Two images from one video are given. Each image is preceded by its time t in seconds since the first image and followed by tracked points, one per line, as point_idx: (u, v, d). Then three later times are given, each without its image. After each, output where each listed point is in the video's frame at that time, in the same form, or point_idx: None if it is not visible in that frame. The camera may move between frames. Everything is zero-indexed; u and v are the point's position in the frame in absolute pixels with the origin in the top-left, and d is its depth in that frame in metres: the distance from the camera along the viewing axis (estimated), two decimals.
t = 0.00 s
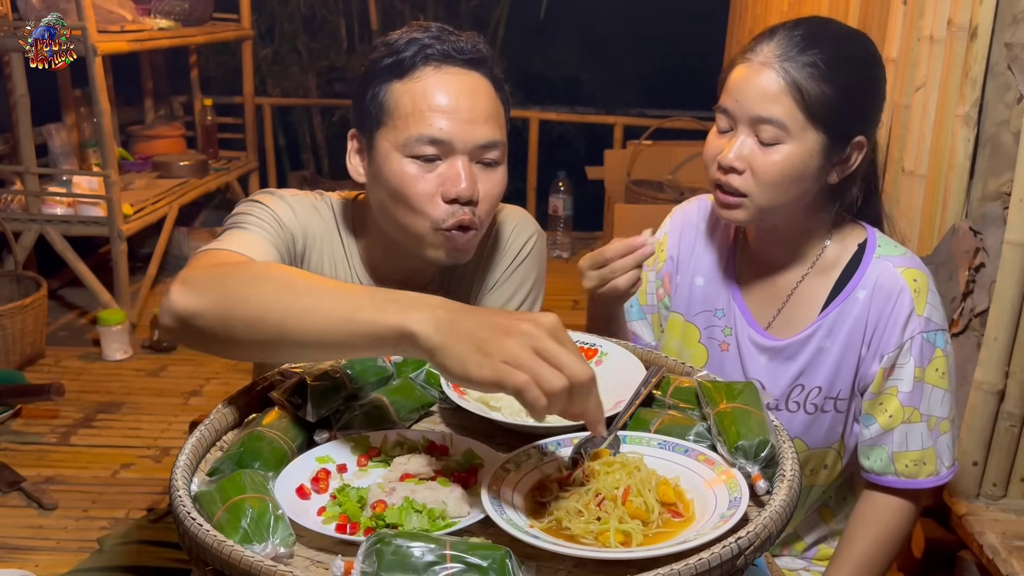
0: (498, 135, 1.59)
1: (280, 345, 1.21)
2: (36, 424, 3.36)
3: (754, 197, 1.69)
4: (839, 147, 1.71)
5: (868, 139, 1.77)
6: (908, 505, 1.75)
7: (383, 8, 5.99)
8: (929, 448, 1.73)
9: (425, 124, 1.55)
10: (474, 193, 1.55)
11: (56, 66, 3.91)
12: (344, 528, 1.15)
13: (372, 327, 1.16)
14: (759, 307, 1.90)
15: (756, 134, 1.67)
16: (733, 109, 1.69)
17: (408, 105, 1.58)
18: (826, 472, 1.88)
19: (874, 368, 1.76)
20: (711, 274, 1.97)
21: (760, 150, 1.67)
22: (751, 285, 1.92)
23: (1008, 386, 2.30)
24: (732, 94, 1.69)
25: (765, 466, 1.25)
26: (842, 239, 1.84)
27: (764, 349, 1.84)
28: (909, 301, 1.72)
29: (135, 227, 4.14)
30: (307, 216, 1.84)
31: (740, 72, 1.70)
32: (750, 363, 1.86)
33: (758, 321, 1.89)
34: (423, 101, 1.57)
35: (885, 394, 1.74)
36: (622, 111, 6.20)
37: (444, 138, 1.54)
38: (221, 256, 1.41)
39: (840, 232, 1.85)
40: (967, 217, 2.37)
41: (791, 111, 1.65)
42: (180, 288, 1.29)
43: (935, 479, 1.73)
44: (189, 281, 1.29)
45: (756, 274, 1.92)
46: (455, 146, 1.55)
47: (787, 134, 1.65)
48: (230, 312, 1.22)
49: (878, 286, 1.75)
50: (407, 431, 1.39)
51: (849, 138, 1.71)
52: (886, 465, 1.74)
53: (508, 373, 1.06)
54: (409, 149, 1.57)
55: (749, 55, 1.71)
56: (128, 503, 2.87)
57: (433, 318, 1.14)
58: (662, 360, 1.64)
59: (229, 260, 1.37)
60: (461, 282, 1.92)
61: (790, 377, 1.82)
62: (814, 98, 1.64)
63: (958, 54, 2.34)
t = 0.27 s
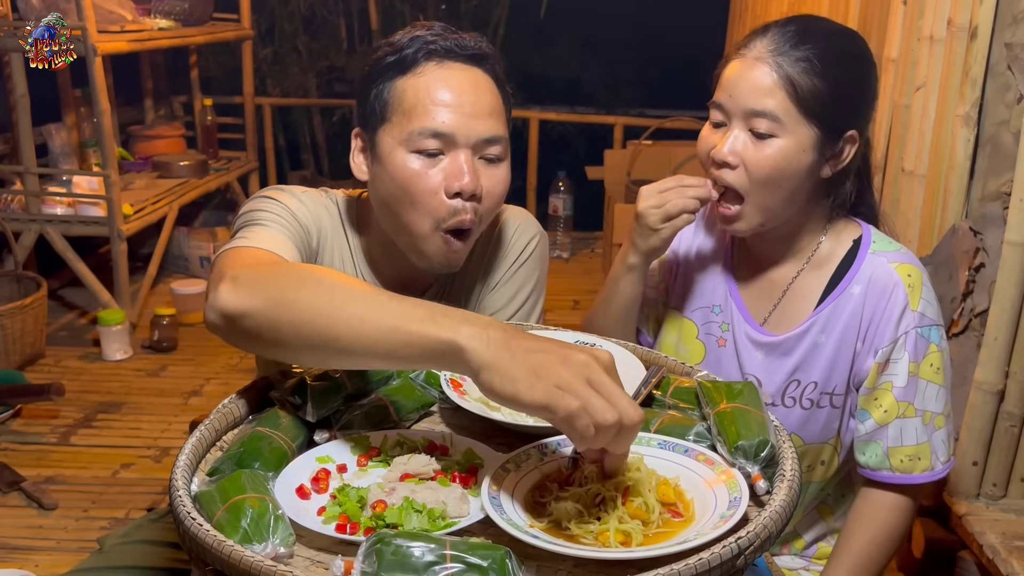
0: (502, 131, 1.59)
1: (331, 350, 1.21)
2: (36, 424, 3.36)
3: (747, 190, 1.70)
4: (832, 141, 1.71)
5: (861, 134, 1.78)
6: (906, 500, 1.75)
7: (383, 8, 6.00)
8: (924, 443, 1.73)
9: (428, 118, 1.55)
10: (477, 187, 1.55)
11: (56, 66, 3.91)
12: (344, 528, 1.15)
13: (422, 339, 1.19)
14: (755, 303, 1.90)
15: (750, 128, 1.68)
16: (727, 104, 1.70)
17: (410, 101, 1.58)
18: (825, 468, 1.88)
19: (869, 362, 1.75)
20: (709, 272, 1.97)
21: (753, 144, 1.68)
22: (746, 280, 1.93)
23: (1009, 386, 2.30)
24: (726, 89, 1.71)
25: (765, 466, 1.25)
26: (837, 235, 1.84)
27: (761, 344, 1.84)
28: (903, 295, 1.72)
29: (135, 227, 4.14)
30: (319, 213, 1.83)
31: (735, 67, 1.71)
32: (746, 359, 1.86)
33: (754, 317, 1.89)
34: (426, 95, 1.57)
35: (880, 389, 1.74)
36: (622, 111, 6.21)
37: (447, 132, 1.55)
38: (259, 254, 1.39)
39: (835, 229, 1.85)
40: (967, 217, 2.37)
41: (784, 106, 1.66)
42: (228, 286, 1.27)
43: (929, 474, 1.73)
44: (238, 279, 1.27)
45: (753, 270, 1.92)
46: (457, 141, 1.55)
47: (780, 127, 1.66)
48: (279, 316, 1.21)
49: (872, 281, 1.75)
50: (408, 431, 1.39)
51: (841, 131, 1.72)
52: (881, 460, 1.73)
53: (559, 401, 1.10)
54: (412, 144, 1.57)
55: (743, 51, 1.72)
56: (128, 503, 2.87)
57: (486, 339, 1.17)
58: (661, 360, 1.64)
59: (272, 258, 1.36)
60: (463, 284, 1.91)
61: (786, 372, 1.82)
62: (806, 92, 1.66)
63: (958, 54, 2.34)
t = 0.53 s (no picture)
0: (506, 135, 1.59)
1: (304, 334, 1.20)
2: (36, 424, 3.36)
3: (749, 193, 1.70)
4: (829, 137, 1.72)
5: (857, 127, 1.79)
6: (904, 494, 1.75)
7: (383, 8, 6.00)
8: (921, 437, 1.72)
9: (433, 122, 1.55)
10: (478, 192, 1.54)
11: (56, 66, 3.91)
12: (344, 528, 1.15)
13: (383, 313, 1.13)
14: (754, 299, 1.90)
15: (747, 133, 1.68)
16: (722, 112, 1.70)
17: (415, 104, 1.58)
18: (825, 465, 1.88)
19: (866, 357, 1.76)
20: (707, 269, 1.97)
21: (752, 149, 1.68)
22: (744, 276, 1.93)
23: (1009, 386, 2.29)
24: (719, 97, 1.71)
25: (765, 466, 1.25)
26: (835, 232, 1.84)
27: (759, 340, 1.85)
28: (900, 289, 1.72)
29: (135, 227, 4.14)
30: (319, 211, 1.83)
31: (724, 76, 1.70)
32: (745, 354, 1.87)
33: (753, 313, 1.89)
34: (431, 99, 1.57)
35: (877, 383, 1.74)
36: (622, 111, 6.21)
37: (451, 137, 1.55)
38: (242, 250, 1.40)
39: (833, 225, 1.85)
40: (967, 217, 2.37)
41: (779, 111, 1.66)
42: (206, 287, 1.29)
43: (926, 469, 1.73)
44: (214, 279, 1.29)
45: (751, 266, 1.92)
46: (461, 145, 1.55)
47: (778, 131, 1.67)
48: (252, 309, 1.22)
49: (869, 276, 1.76)
50: (408, 431, 1.39)
51: (837, 126, 1.72)
52: (878, 454, 1.73)
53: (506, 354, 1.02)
54: (416, 147, 1.57)
55: (731, 58, 1.72)
56: (128, 503, 2.87)
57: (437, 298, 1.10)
58: (662, 360, 1.64)
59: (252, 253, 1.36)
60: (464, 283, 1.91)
61: (784, 367, 1.82)
62: (799, 95, 1.66)
63: (958, 54, 2.34)
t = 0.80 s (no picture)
0: (504, 132, 1.59)
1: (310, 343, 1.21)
2: (36, 424, 3.36)
3: (741, 183, 1.70)
4: (824, 132, 1.73)
5: (851, 124, 1.79)
6: (902, 489, 1.75)
7: (383, 8, 6.00)
8: (918, 433, 1.73)
9: (430, 119, 1.55)
10: (477, 188, 1.54)
11: (56, 66, 3.91)
12: (344, 528, 1.15)
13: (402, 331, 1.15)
14: (749, 298, 1.90)
15: (743, 122, 1.69)
16: (718, 102, 1.71)
17: (414, 101, 1.58)
18: (822, 463, 1.88)
19: (861, 354, 1.76)
20: (699, 269, 1.97)
21: (747, 138, 1.69)
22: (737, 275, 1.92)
23: (1009, 386, 2.29)
24: (716, 87, 1.72)
25: (765, 466, 1.25)
26: (829, 229, 1.84)
27: (755, 339, 1.84)
28: (894, 286, 1.72)
29: (135, 227, 4.14)
30: (319, 210, 1.83)
31: (723, 65, 1.72)
32: (741, 353, 1.86)
33: (748, 313, 1.89)
34: (429, 95, 1.57)
35: (873, 380, 1.75)
36: (622, 111, 6.21)
37: (449, 133, 1.55)
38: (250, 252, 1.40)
39: (826, 223, 1.85)
40: (967, 217, 2.37)
41: (776, 99, 1.67)
42: (218, 286, 1.29)
43: (924, 464, 1.73)
44: (228, 278, 1.29)
45: (744, 263, 1.91)
46: (459, 142, 1.55)
47: (773, 120, 1.67)
48: (264, 314, 1.22)
49: (863, 274, 1.76)
50: (408, 431, 1.39)
51: (832, 122, 1.73)
52: (875, 451, 1.74)
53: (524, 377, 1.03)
54: (414, 144, 1.57)
55: (730, 49, 1.73)
56: (128, 503, 2.87)
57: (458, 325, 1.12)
58: (662, 360, 1.64)
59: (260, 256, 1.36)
60: (464, 283, 1.90)
61: (780, 365, 1.82)
62: (796, 85, 1.67)
63: (958, 54, 2.34)
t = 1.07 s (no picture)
0: (504, 134, 1.59)
1: (314, 348, 1.22)
2: (36, 424, 3.36)
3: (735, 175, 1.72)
4: (818, 131, 1.75)
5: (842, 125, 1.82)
6: (891, 485, 1.74)
7: (383, 7, 6.00)
8: (905, 429, 1.71)
9: (430, 120, 1.55)
10: (474, 190, 1.54)
11: (56, 66, 3.91)
12: (344, 527, 1.15)
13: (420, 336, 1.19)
14: (734, 298, 1.92)
15: (741, 113, 1.71)
16: (717, 91, 1.73)
17: (414, 102, 1.58)
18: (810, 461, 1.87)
19: (846, 352, 1.76)
20: (686, 270, 2.00)
21: (744, 130, 1.71)
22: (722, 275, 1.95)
23: (1009, 386, 2.29)
24: (716, 77, 1.74)
25: (765, 466, 1.26)
26: (813, 227, 1.85)
27: (739, 337, 1.85)
28: (875, 283, 1.72)
29: (135, 227, 4.14)
30: (319, 211, 1.83)
31: (724, 56, 1.74)
32: (726, 352, 1.88)
33: (733, 311, 1.91)
34: (429, 97, 1.57)
35: (858, 377, 1.74)
36: (622, 111, 6.22)
37: (449, 134, 1.54)
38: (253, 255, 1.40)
39: (810, 221, 1.86)
40: (967, 217, 2.37)
41: (775, 91, 1.69)
42: (222, 288, 1.29)
43: (912, 460, 1.71)
44: (233, 281, 1.29)
45: (729, 264, 1.94)
46: (458, 143, 1.55)
47: (771, 113, 1.69)
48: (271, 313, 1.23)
49: (845, 272, 1.76)
50: (409, 431, 1.39)
51: (826, 122, 1.76)
52: (862, 448, 1.73)
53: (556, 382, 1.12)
54: (413, 144, 1.57)
55: (732, 40, 1.75)
56: (128, 503, 2.87)
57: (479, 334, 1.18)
58: (662, 360, 1.64)
59: (264, 259, 1.36)
60: (464, 284, 1.90)
61: (764, 363, 1.83)
62: (796, 79, 1.69)
63: (958, 54, 2.34)
